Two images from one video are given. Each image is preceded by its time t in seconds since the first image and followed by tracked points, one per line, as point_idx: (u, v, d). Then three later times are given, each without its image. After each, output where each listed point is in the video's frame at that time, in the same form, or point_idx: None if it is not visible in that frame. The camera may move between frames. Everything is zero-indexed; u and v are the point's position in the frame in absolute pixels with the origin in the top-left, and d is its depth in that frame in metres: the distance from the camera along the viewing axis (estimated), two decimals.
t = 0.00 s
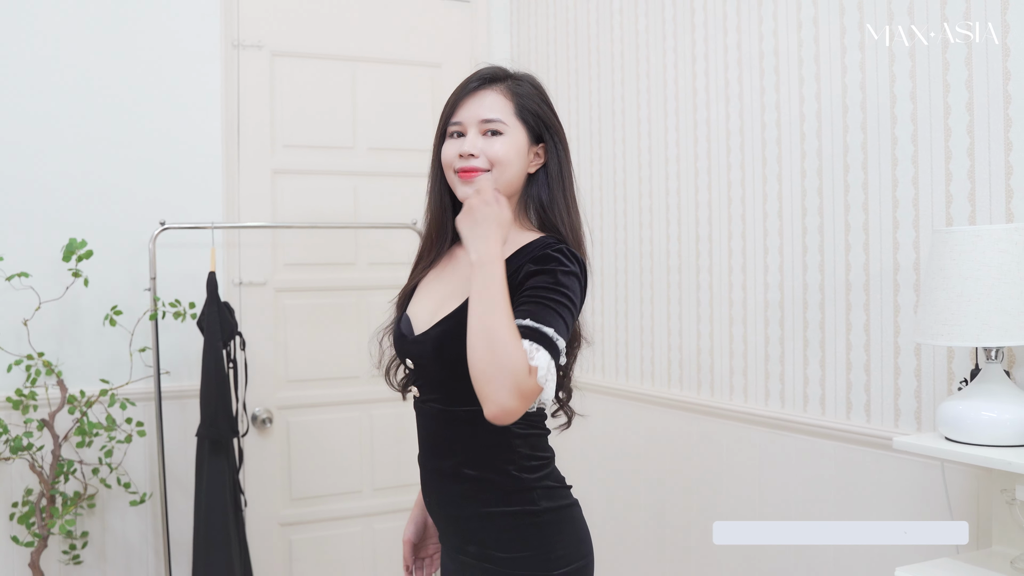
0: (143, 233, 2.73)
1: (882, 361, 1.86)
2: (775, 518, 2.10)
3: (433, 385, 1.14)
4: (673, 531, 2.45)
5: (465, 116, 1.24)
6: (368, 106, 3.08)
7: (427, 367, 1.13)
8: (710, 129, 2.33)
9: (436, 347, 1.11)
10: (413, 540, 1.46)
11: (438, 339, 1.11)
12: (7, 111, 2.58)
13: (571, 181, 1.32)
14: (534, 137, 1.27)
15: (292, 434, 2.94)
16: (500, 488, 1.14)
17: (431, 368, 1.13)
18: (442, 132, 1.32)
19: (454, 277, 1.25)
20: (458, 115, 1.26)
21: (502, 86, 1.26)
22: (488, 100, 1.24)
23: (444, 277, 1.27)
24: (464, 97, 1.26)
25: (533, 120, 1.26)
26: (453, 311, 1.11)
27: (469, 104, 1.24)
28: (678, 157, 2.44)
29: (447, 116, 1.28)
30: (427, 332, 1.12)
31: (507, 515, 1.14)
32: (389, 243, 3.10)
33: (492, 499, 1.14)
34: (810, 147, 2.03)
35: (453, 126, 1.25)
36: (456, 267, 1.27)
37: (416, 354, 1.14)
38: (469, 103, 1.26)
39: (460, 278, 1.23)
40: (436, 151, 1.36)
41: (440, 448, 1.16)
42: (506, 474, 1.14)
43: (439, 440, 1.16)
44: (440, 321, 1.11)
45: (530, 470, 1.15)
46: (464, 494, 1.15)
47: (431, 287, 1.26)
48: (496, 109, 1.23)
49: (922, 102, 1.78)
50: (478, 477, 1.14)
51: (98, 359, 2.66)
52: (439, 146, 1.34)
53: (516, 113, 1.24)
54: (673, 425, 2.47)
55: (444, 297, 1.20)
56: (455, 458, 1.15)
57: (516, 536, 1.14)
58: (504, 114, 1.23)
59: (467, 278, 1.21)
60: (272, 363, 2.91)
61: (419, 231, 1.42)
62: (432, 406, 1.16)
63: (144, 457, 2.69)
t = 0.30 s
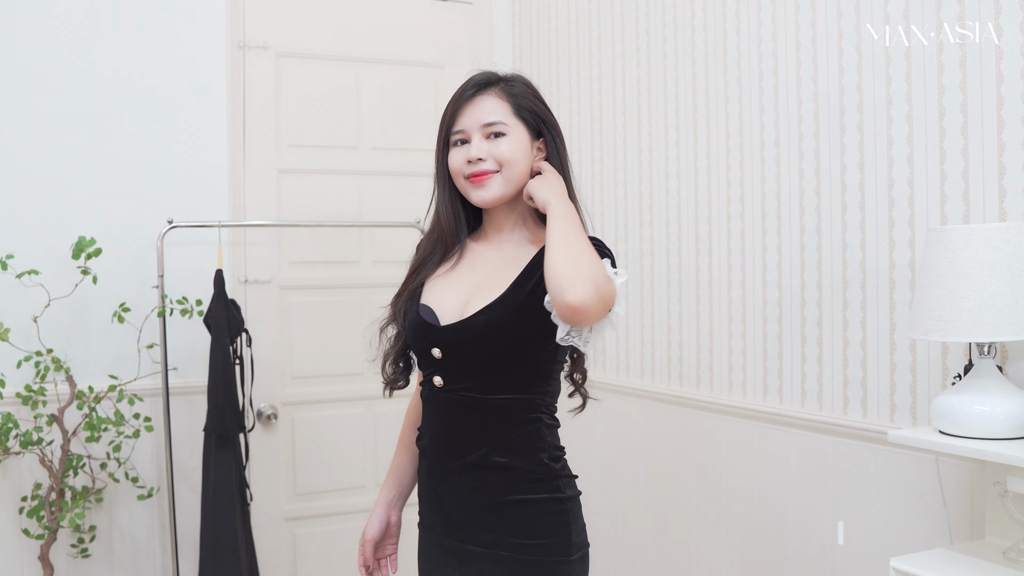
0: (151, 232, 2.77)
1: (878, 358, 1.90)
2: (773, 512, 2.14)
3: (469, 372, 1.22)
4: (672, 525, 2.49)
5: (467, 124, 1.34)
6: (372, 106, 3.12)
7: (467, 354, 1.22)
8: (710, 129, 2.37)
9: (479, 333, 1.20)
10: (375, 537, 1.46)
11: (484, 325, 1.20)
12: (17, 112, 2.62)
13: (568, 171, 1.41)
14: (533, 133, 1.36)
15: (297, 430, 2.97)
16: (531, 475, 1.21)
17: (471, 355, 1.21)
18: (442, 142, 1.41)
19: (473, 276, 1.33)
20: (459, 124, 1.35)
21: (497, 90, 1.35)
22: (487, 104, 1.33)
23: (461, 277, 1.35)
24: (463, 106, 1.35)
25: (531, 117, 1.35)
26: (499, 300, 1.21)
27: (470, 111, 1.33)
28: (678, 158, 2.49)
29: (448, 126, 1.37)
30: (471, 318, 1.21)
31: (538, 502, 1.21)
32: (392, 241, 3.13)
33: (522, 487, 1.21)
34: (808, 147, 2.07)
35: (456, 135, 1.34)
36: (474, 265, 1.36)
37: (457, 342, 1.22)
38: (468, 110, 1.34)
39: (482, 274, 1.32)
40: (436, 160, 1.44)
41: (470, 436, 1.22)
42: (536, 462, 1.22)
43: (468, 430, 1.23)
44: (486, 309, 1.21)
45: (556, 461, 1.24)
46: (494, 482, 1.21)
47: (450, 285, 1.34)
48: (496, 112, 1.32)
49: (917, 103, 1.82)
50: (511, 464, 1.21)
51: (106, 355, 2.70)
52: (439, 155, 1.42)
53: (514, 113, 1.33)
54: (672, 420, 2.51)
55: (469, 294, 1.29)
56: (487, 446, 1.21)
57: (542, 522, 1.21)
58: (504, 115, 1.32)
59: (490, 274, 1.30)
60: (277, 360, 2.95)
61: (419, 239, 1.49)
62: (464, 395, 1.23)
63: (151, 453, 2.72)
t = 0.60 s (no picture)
0: (158, 227, 2.80)
1: (878, 349, 1.93)
2: (774, 503, 2.17)
3: (502, 360, 1.33)
4: (674, 516, 2.52)
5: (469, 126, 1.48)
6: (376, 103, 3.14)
7: (500, 342, 1.32)
8: (712, 125, 2.40)
9: (514, 321, 1.31)
10: (377, 533, 1.56)
11: (518, 313, 1.31)
12: (26, 108, 2.64)
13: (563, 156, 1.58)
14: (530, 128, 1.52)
15: (302, 423, 3.00)
16: (556, 458, 1.33)
17: (504, 342, 1.32)
18: (443, 146, 1.54)
19: (491, 267, 1.46)
20: (461, 127, 1.49)
21: (492, 93, 1.50)
22: (485, 106, 1.48)
23: (479, 270, 1.47)
24: (463, 111, 1.50)
25: (527, 114, 1.51)
26: (531, 289, 1.32)
27: (470, 115, 1.48)
28: (680, 153, 2.52)
29: (450, 130, 1.51)
30: (505, 306, 1.32)
31: (561, 485, 1.32)
32: (396, 237, 3.16)
33: (546, 471, 1.32)
34: (809, 142, 2.10)
35: (460, 138, 1.49)
36: (490, 258, 1.48)
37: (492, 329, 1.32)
38: (468, 114, 1.49)
39: (501, 264, 1.45)
40: (436, 165, 1.57)
41: (499, 421, 1.33)
42: (559, 447, 1.34)
43: (497, 415, 1.33)
44: (521, 298, 1.32)
45: (573, 448, 1.37)
46: (521, 465, 1.31)
47: (470, 278, 1.46)
48: (494, 112, 1.47)
49: (917, 98, 1.85)
50: (538, 448, 1.32)
51: (115, 348, 2.73)
52: (440, 159, 1.56)
53: (511, 111, 1.49)
54: (673, 413, 2.54)
55: (491, 283, 1.41)
56: (516, 430, 1.32)
57: (563, 504, 1.33)
58: (502, 115, 1.47)
59: (509, 262, 1.44)
60: (283, 354, 2.98)
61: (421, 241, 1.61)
62: (493, 381, 1.34)
63: (159, 445, 2.76)
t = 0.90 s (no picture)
0: (169, 222, 2.84)
1: (877, 339, 1.95)
2: (774, 492, 2.20)
3: (521, 353, 1.44)
4: (677, 506, 2.55)
5: (474, 132, 1.58)
6: (383, 100, 3.18)
7: (520, 336, 1.43)
8: (714, 120, 2.43)
9: (535, 315, 1.42)
10: (391, 530, 1.61)
11: (539, 308, 1.42)
12: (38, 105, 2.69)
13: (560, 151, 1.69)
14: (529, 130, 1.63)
15: (310, 416, 3.04)
16: (570, 446, 1.44)
17: (524, 337, 1.43)
18: (448, 151, 1.64)
19: (506, 263, 1.56)
20: (466, 134, 1.59)
21: (492, 98, 1.60)
22: (487, 113, 1.58)
23: (493, 268, 1.56)
24: (467, 118, 1.59)
25: (526, 116, 1.61)
26: (550, 285, 1.43)
27: (473, 122, 1.58)
28: (683, 148, 2.55)
29: (455, 137, 1.61)
30: (526, 301, 1.43)
31: (572, 474, 1.44)
32: (403, 232, 3.20)
33: (559, 460, 1.43)
34: (809, 136, 2.13)
35: (466, 144, 1.59)
36: (503, 255, 1.58)
37: (514, 323, 1.42)
38: (472, 120, 1.59)
39: (515, 261, 1.55)
40: (440, 170, 1.66)
41: (518, 412, 1.43)
42: (570, 438, 1.45)
43: (516, 406, 1.43)
44: (542, 293, 1.43)
45: (581, 439, 1.48)
46: (539, 454, 1.42)
47: (487, 276, 1.56)
48: (497, 117, 1.57)
49: (914, 92, 1.88)
50: (555, 438, 1.43)
51: (126, 341, 2.77)
52: (444, 165, 1.65)
53: (512, 115, 1.59)
54: (676, 404, 2.56)
55: (507, 279, 1.51)
56: (534, 421, 1.43)
57: (574, 491, 1.44)
58: (505, 119, 1.58)
59: (524, 258, 1.54)
60: (292, 348, 3.02)
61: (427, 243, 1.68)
62: (512, 373, 1.44)
63: (169, 436, 2.80)
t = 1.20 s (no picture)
0: (189, 220, 2.90)
1: (882, 333, 1.98)
2: (782, 484, 2.23)
3: (540, 347, 1.49)
4: (687, 499, 2.59)
5: (487, 134, 1.62)
6: (399, 100, 3.23)
7: (540, 331, 1.48)
8: (723, 118, 2.46)
9: (555, 311, 1.47)
10: (402, 519, 1.65)
11: (558, 303, 1.48)
12: (61, 106, 2.75)
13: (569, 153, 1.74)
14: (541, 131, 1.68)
15: (327, 412, 3.09)
16: (582, 436, 1.51)
17: (544, 332, 1.48)
18: (460, 153, 1.68)
19: (521, 260, 1.60)
20: (480, 135, 1.63)
21: (503, 101, 1.65)
22: (501, 115, 1.62)
23: (508, 266, 1.61)
24: (480, 120, 1.63)
25: (538, 118, 1.66)
26: (568, 282, 1.49)
27: (487, 124, 1.62)
28: (692, 146, 2.58)
29: (469, 139, 1.65)
30: (545, 297, 1.48)
31: (585, 462, 1.50)
32: (419, 230, 3.24)
33: (573, 449, 1.50)
34: (816, 133, 2.16)
35: (480, 146, 1.63)
36: (516, 251, 1.63)
37: (535, 319, 1.48)
38: (485, 122, 1.63)
39: (530, 257, 1.59)
40: (453, 171, 1.70)
41: (537, 404, 1.49)
42: (582, 428, 1.52)
43: (535, 398, 1.49)
44: (559, 289, 1.48)
45: (591, 429, 1.55)
46: (556, 444, 1.48)
47: (503, 272, 1.60)
48: (510, 119, 1.62)
49: (917, 90, 1.91)
50: (571, 428, 1.49)
51: (148, 337, 2.83)
52: (456, 167, 1.69)
53: (524, 117, 1.64)
54: (686, 399, 2.60)
55: (524, 276, 1.56)
56: (552, 412, 1.49)
57: (586, 479, 1.50)
58: (518, 121, 1.62)
59: (539, 255, 1.58)
60: (309, 344, 3.07)
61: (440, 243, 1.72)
62: (532, 367, 1.49)
63: (189, 430, 2.85)
